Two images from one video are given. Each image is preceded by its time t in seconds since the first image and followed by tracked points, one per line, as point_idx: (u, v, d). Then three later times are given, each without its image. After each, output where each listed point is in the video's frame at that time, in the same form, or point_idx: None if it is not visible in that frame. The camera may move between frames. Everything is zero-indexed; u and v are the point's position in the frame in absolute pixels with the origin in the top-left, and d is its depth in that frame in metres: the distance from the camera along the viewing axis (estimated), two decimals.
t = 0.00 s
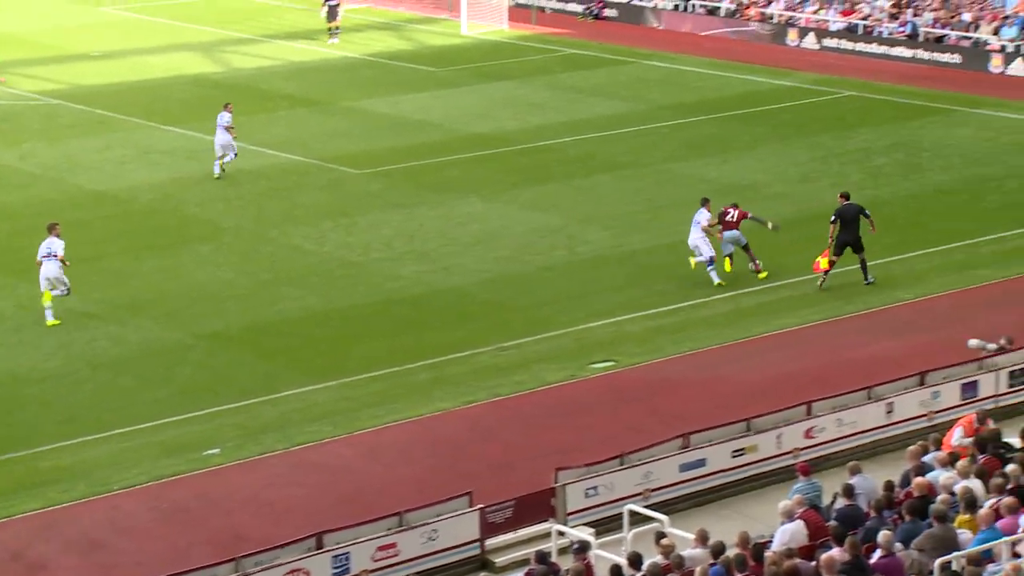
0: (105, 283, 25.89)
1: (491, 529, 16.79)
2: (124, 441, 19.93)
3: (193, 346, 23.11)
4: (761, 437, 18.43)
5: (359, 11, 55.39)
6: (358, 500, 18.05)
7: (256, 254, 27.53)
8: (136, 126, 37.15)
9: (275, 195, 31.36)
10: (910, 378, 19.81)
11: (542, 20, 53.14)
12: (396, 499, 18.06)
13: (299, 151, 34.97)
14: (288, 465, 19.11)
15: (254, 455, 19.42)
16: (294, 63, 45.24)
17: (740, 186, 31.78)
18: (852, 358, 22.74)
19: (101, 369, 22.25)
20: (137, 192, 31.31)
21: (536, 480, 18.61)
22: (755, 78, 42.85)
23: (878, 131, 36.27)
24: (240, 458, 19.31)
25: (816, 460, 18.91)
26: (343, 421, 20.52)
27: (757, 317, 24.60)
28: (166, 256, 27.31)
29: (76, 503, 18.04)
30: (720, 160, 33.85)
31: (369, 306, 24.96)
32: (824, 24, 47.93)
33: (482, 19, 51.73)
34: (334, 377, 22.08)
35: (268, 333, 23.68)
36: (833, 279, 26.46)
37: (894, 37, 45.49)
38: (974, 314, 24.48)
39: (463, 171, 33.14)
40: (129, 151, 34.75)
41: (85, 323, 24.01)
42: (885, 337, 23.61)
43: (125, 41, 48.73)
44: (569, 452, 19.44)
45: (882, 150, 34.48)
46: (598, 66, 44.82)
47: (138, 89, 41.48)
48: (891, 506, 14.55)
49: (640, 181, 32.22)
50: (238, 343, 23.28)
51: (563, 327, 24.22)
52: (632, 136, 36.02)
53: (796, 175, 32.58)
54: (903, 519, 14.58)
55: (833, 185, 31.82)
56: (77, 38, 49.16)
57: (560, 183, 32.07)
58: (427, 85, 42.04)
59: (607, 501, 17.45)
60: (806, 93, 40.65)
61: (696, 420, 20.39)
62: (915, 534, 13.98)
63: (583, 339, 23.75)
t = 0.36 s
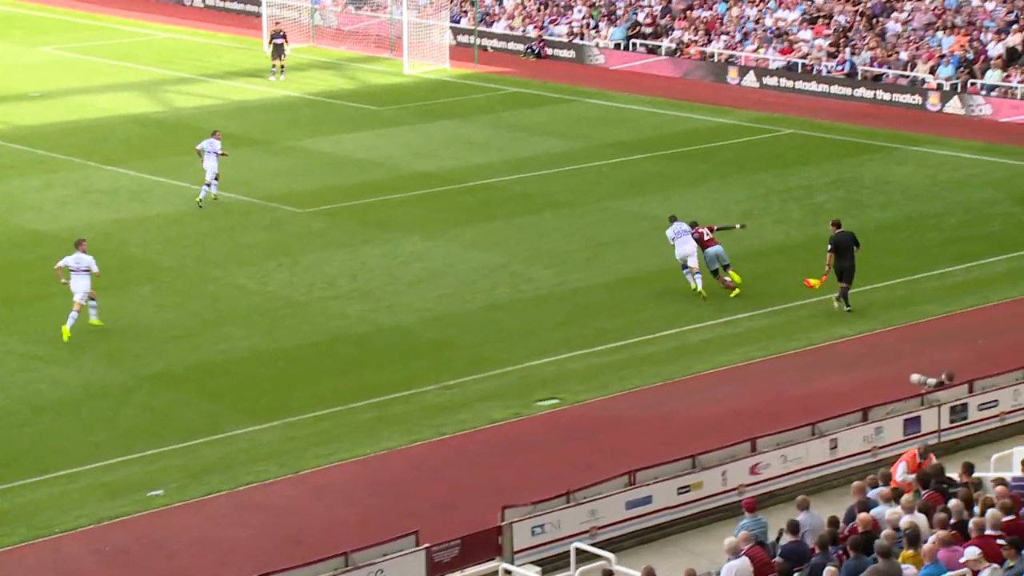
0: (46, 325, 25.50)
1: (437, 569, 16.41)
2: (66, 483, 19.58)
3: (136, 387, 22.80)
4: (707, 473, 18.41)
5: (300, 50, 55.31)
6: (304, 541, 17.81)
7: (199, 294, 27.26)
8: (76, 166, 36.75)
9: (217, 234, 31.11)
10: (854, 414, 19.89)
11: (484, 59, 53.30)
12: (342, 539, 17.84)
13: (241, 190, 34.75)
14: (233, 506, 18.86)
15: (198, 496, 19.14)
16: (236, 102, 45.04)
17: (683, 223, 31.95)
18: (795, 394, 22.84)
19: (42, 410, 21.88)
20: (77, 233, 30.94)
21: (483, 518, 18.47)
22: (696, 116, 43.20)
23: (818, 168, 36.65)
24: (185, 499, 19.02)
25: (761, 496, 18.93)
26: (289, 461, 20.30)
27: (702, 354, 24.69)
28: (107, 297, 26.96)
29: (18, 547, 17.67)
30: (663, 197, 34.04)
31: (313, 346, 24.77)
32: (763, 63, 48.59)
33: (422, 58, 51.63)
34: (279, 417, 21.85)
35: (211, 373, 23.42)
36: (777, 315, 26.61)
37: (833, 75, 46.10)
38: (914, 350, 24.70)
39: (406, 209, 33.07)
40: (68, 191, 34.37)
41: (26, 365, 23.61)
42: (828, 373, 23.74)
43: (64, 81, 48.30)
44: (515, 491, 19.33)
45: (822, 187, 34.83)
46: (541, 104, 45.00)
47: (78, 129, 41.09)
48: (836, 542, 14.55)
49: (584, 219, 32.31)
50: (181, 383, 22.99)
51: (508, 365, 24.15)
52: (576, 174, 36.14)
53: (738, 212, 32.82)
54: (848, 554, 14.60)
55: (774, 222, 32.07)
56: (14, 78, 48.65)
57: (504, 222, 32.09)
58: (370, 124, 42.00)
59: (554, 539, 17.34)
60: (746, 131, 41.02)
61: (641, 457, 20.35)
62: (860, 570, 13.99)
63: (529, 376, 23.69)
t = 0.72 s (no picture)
0: (24, 350, 25.33)
1: None
2: (44, 509, 19.42)
3: (115, 412, 22.66)
4: (687, 497, 18.39)
5: (279, 75, 55.27)
6: (283, 565, 17.70)
7: (178, 319, 27.12)
8: (55, 191, 36.58)
9: (196, 259, 31.00)
10: (833, 437, 19.89)
11: (463, 83, 53.39)
12: (322, 564, 17.74)
13: (220, 214, 34.63)
14: (214, 530, 18.74)
15: (177, 521, 19.01)
16: (215, 127, 44.96)
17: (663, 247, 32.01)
18: (774, 417, 22.85)
19: (20, 436, 21.70)
20: (56, 258, 30.77)
21: (462, 542, 18.38)
22: (676, 140, 43.34)
23: (797, 192, 36.79)
24: (164, 525, 18.89)
25: (741, 520, 18.93)
26: (268, 486, 20.18)
27: (682, 377, 24.69)
28: (86, 322, 26.80)
29: None
30: (643, 221, 34.10)
31: (293, 370, 24.66)
32: (741, 87, 48.81)
33: (401, 83, 51.50)
34: (258, 442, 21.73)
35: (191, 398, 23.30)
36: (757, 338, 26.64)
37: (810, 99, 46.35)
38: (893, 373, 24.77)
39: (386, 233, 33.02)
40: (47, 216, 34.20)
41: (4, 390, 23.44)
42: (807, 397, 23.77)
43: (42, 106, 48.13)
44: (495, 515, 19.27)
45: (801, 211, 34.95)
46: (520, 128, 45.08)
47: (57, 153, 40.93)
48: (817, 566, 14.53)
49: (563, 243, 32.33)
50: (160, 408, 22.86)
51: (488, 389, 24.09)
52: (555, 198, 36.18)
53: (717, 236, 32.89)
54: None
55: (753, 246, 32.16)
56: None
57: (483, 245, 32.08)
58: (349, 148, 41.98)
59: (534, 562, 17.28)
60: (725, 154, 41.17)
61: (620, 481, 20.32)
62: None
63: (509, 400, 23.64)
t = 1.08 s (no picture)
0: (25, 378, 25.28)
1: None
2: (46, 538, 19.35)
3: (118, 441, 22.59)
4: (690, 526, 18.31)
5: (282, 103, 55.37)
6: None
7: (180, 347, 27.10)
8: (59, 219, 36.62)
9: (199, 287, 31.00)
10: (836, 466, 19.80)
11: (466, 111, 53.56)
12: None
13: (223, 242, 34.65)
14: (216, 559, 18.67)
15: (179, 550, 18.94)
16: (218, 155, 45.03)
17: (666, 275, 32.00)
18: (777, 446, 22.78)
19: (22, 465, 21.65)
20: (59, 286, 30.76)
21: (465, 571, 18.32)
22: (678, 168, 43.43)
23: (800, 221, 36.79)
24: (166, 554, 18.81)
25: (745, 549, 18.85)
26: (271, 515, 20.11)
27: (686, 406, 24.63)
28: (88, 350, 26.78)
29: None
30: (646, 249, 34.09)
31: (295, 398, 24.62)
32: (743, 115, 48.95)
33: (405, 110, 51.94)
34: (260, 471, 21.68)
35: (193, 426, 23.25)
36: (760, 367, 26.59)
37: (813, 127, 46.50)
38: (896, 402, 24.70)
39: (388, 261, 33.04)
40: (50, 244, 34.20)
41: (6, 419, 23.39)
42: (810, 426, 23.70)
43: (46, 134, 48.21)
44: (498, 544, 19.18)
45: (804, 239, 34.95)
46: (523, 156, 45.16)
47: (61, 182, 40.99)
48: None
49: (566, 271, 32.32)
50: (162, 437, 22.81)
51: (490, 418, 24.04)
52: (558, 226, 36.20)
53: (720, 264, 32.87)
54: None
55: (757, 274, 32.14)
56: None
57: (486, 274, 32.07)
58: (353, 176, 42.04)
59: None
60: (728, 182, 41.25)
61: (623, 510, 20.24)
62: None
63: (512, 429, 23.58)
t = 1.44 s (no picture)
0: (40, 408, 25.34)
1: None
2: (60, 567, 19.36)
3: (132, 470, 22.63)
4: (704, 557, 18.24)
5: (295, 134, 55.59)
6: None
7: (194, 377, 27.15)
8: (74, 249, 36.77)
9: (214, 317, 31.09)
10: (850, 497, 19.73)
11: (480, 142, 53.79)
12: None
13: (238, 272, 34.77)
14: None
15: None
16: (233, 185, 45.20)
17: (680, 305, 32.03)
18: (792, 477, 22.73)
19: (37, 494, 21.68)
20: (74, 316, 30.87)
21: None
22: (692, 198, 43.52)
23: (813, 251, 36.80)
24: None
25: None
26: (285, 545, 20.09)
27: (700, 436, 24.60)
28: (103, 380, 26.84)
29: None
30: (659, 280, 34.12)
31: (309, 428, 24.65)
32: (756, 146, 49.09)
33: (418, 141, 51.72)
34: (275, 500, 21.69)
35: (208, 456, 23.29)
36: (775, 398, 26.56)
37: (826, 158, 46.64)
38: (911, 433, 24.65)
39: (403, 291, 33.11)
40: (65, 274, 34.35)
41: (21, 448, 23.44)
42: (824, 456, 23.65)
43: (62, 165, 48.46)
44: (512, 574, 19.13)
45: (818, 270, 34.96)
46: (536, 186, 45.30)
47: (76, 212, 41.18)
48: None
49: (580, 301, 32.36)
50: (177, 466, 22.84)
51: (505, 448, 24.03)
52: (571, 256, 36.26)
53: (734, 295, 32.89)
54: None
55: (771, 305, 32.16)
56: (11, 161, 48.80)
57: (501, 304, 32.11)
58: (367, 206, 42.18)
59: None
60: (742, 213, 41.33)
61: (637, 541, 20.19)
62: None
63: (526, 459, 23.57)
